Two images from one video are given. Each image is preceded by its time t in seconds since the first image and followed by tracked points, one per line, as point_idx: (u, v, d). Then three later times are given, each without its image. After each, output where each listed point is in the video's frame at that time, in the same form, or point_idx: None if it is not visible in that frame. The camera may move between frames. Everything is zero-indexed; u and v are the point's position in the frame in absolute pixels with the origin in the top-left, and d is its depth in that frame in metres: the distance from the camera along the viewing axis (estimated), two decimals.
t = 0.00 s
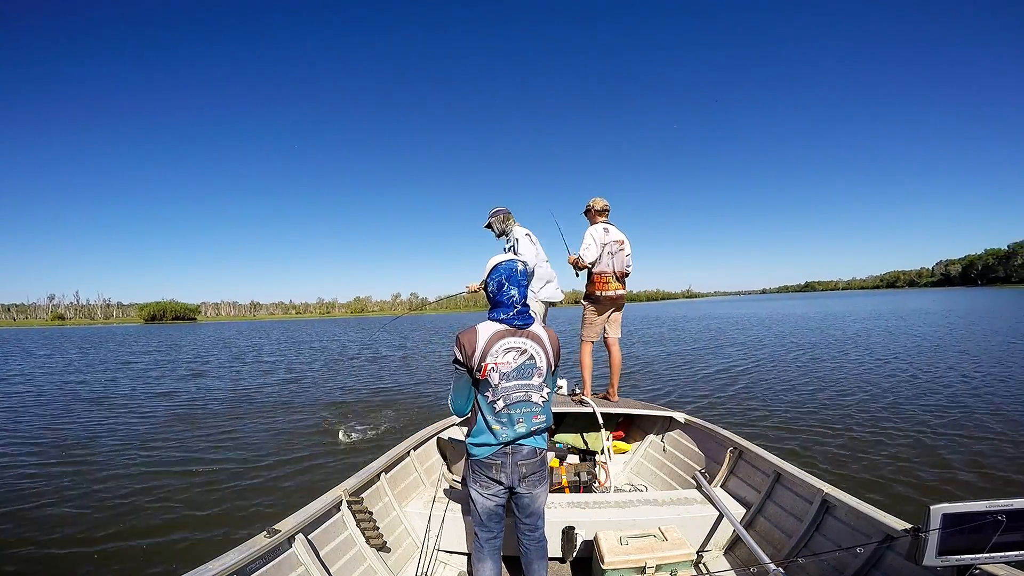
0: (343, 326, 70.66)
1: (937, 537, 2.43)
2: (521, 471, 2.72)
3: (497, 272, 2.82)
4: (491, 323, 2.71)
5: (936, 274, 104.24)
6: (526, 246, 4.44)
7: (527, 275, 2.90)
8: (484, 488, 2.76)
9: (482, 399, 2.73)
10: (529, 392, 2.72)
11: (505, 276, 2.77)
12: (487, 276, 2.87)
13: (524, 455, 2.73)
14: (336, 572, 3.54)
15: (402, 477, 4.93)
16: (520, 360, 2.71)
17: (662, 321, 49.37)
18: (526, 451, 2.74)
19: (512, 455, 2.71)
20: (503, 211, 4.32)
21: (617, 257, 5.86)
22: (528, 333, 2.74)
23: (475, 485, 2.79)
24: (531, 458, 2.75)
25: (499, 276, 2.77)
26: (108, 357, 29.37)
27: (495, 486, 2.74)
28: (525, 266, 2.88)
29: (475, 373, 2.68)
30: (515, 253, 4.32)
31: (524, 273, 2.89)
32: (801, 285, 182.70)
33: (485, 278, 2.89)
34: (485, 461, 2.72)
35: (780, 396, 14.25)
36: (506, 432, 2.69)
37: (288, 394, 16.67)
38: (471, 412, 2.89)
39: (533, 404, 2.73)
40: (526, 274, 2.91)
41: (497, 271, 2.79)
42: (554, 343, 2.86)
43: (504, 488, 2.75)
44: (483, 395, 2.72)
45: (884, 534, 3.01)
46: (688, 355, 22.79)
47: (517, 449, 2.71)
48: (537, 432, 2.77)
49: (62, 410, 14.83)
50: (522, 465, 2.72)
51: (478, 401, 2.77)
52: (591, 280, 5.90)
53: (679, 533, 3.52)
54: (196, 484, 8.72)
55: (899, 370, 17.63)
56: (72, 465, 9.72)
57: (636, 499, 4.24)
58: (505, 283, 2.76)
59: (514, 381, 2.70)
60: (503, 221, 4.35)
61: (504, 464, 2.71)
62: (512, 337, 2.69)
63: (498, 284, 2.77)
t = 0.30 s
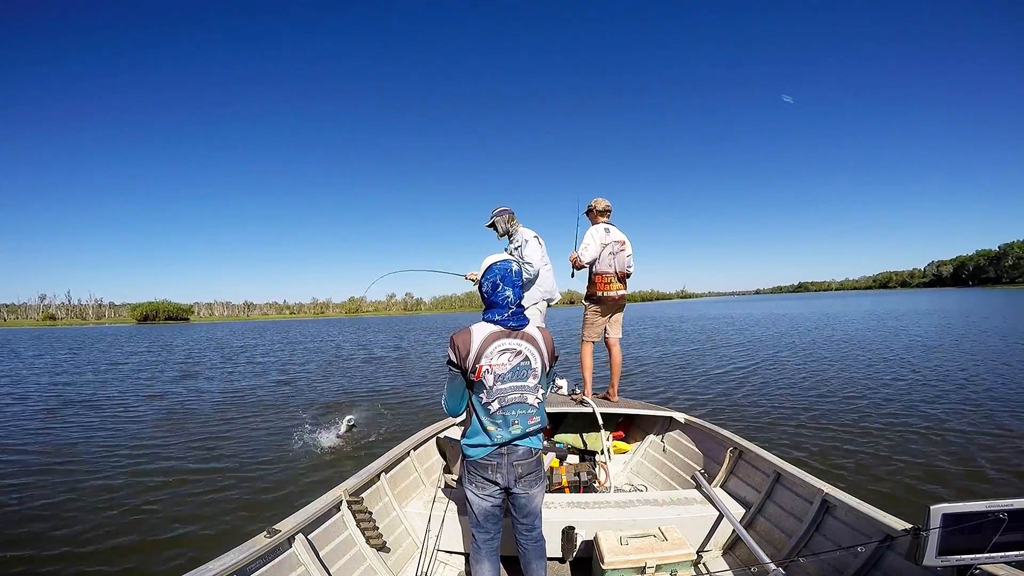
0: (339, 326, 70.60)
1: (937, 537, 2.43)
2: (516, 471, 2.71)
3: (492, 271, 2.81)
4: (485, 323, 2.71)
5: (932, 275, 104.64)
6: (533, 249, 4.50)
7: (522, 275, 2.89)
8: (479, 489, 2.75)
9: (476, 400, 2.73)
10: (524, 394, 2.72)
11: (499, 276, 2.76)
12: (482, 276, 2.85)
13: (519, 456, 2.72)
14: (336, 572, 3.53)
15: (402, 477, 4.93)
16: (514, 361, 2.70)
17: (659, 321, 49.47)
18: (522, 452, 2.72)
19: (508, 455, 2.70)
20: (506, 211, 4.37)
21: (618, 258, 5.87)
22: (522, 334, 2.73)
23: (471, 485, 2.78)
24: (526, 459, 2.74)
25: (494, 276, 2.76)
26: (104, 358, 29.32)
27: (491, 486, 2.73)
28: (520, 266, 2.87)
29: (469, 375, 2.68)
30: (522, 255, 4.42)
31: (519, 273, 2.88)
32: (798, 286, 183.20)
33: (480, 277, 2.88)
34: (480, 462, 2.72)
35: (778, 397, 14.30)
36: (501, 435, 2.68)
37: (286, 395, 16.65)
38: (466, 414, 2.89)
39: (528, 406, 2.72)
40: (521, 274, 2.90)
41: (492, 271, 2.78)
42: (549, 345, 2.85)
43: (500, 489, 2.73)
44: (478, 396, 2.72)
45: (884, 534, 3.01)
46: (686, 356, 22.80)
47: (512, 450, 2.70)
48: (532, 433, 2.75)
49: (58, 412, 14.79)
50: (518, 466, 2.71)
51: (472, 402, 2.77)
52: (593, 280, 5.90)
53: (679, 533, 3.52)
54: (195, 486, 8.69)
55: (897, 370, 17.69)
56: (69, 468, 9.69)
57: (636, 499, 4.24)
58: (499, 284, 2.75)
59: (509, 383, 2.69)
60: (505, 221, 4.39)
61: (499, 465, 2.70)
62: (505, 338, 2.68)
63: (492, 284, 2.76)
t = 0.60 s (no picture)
0: (334, 325, 70.26)
1: (937, 536, 2.45)
2: (515, 470, 2.70)
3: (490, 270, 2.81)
4: (482, 322, 2.70)
5: (923, 277, 105.67)
6: (535, 253, 4.52)
7: (520, 274, 2.89)
8: (477, 489, 2.75)
9: (474, 400, 2.74)
10: (522, 394, 2.70)
11: (498, 274, 2.75)
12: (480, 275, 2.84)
13: (518, 456, 2.71)
14: (336, 572, 3.51)
15: (402, 477, 4.91)
16: (512, 360, 2.69)
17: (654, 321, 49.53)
18: (521, 452, 2.71)
19: (507, 455, 2.69)
20: (509, 210, 4.34)
21: (619, 257, 5.88)
22: (519, 333, 2.72)
23: (469, 485, 2.77)
24: (526, 458, 2.73)
25: (492, 275, 2.75)
26: (96, 357, 29.05)
27: (490, 487, 2.72)
28: (518, 265, 2.86)
29: (466, 375, 2.68)
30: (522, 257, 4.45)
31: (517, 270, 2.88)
32: (793, 287, 184.24)
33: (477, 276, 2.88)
34: (479, 463, 2.71)
35: (774, 397, 14.36)
36: (498, 436, 2.67)
37: (282, 395, 16.58)
38: (465, 414, 2.89)
39: (526, 406, 2.70)
40: (519, 273, 2.89)
41: (490, 270, 2.78)
42: (547, 344, 2.84)
43: (499, 490, 2.72)
44: (475, 397, 2.72)
45: (884, 534, 3.02)
46: (683, 357, 22.86)
47: (511, 450, 2.69)
48: (531, 434, 2.74)
49: (51, 412, 14.66)
50: (517, 465, 2.70)
51: (470, 402, 2.77)
52: (594, 279, 5.90)
53: (679, 533, 3.53)
54: (191, 488, 8.62)
55: (892, 371, 17.81)
56: (63, 469, 9.60)
57: (636, 499, 4.25)
58: (497, 282, 2.74)
59: (506, 383, 2.68)
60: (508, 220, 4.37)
61: (498, 465, 2.69)
62: (503, 337, 2.67)
63: (490, 283, 2.75)
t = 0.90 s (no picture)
0: (329, 323, 69.97)
1: (937, 537, 2.46)
2: (522, 471, 2.70)
3: (497, 269, 2.79)
4: (487, 321, 2.70)
5: (917, 279, 106.24)
6: (540, 254, 4.56)
7: (525, 272, 2.88)
8: (483, 491, 2.74)
9: (479, 401, 2.73)
10: (527, 396, 2.70)
11: (504, 275, 2.74)
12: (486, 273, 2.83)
13: (525, 457, 2.71)
14: (335, 572, 3.50)
15: (402, 477, 4.90)
16: (518, 361, 2.68)
17: (650, 322, 49.57)
18: (528, 454, 2.71)
19: (513, 456, 2.68)
20: (511, 208, 4.32)
21: (620, 257, 5.88)
22: (526, 333, 2.71)
23: (474, 486, 2.76)
24: (532, 460, 2.73)
25: (498, 274, 2.75)
26: (89, 354, 28.83)
27: (495, 489, 2.71)
28: (524, 264, 2.85)
29: (472, 375, 2.67)
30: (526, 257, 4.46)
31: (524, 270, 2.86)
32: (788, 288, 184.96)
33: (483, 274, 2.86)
34: (485, 465, 2.70)
35: (769, 399, 14.45)
36: (504, 438, 2.67)
37: (278, 394, 16.51)
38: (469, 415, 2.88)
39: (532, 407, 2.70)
40: (524, 271, 2.88)
41: (495, 269, 2.77)
42: (553, 345, 2.83)
43: (505, 492, 2.72)
44: (481, 398, 2.71)
45: (884, 534, 3.04)
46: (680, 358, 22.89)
47: (518, 451, 2.69)
48: (538, 436, 2.74)
49: (44, 410, 14.53)
50: (523, 466, 2.70)
51: (476, 403, 2.76)
52: (595, 279, 5.90)
53: (679, 533, 3.53)
54: (187, 489, 8.56)
55: (888, 373, 17.94)
56: (57, 468, 9.52)
57: (636, 498, 4.25)
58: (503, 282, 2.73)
59: (512, 384, 2.67)
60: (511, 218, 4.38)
61: (504, 466, 2.68)
62: (509, 337, 2.66)
63: (496, 282, 2.75)
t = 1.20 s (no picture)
0: (328, 325, 69.95)
1: (937, 537, 2.45)
2: (527, 470, 2.71)
3: (500, 267, 2.79)
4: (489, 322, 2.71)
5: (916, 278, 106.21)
6: (541, 256, 4.59)
7: (525, 271, 2.88)
8: (485, 493, 2.73)
9: (481, 403, 2.73)
10: (530, 398, 2.70)
11: (508, 275, 2.74)
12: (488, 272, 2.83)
13: (530, 454, 2.71)
14: (336, 572, 3.50)
15: (402, 477, 4.91)
16: (521, 361, 2.68)
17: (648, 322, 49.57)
18: (533, 450, 2.72)
19: (518, 454, 2.70)
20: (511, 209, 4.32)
21: (617, 257, 5.88)
22: (528, 333, 2.72)
23: (476, 485, 2.76)
24: (538, 456, 2.74)
25: (497, 274, 2.75)
26: (87, 358, 28.81)
27: (497, 491, 2.71)
28: (523, 263, 2.85)
29: (473, 376, 2.68)
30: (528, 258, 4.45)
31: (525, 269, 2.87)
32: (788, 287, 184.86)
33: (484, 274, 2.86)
34: (486, 468, 2.70)
35: (768, 398, 14.47)
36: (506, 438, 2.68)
37: (277, 397, 16.54)
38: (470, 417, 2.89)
39: (533, 408, 2.70)
40: (524, 270, 2.88)
41: (494, 269, 2.77)
42: (556, 346, 2.82)
43: (507, 494, 2.72)
44: (482, 399, 2.71)
45: (884, 534, 3.03)
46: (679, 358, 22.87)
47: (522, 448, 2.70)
48: (541, 436, 2.75)
49: (43, 415, 14.52)
50: (528, 464, 2.71)
51: (477, 404, 2.77)
52: (592, 279, 5.90)
53: (679, 533, 3.53)
54: (187, 494, 8.55)
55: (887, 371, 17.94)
56: (58, 474, 9.51)
57: (636, 499, 4.25)
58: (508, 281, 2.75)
59: (514, 385, 2.67)
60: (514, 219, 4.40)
61: (507, 464, 2.69)
62: (512, 339, 2.66)
63: (501, 280, 2.75)
